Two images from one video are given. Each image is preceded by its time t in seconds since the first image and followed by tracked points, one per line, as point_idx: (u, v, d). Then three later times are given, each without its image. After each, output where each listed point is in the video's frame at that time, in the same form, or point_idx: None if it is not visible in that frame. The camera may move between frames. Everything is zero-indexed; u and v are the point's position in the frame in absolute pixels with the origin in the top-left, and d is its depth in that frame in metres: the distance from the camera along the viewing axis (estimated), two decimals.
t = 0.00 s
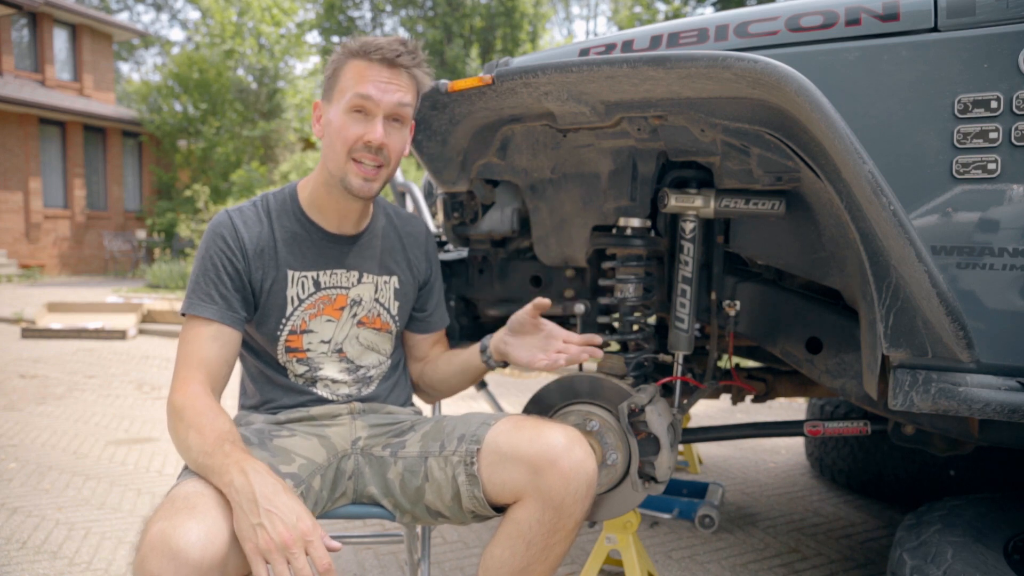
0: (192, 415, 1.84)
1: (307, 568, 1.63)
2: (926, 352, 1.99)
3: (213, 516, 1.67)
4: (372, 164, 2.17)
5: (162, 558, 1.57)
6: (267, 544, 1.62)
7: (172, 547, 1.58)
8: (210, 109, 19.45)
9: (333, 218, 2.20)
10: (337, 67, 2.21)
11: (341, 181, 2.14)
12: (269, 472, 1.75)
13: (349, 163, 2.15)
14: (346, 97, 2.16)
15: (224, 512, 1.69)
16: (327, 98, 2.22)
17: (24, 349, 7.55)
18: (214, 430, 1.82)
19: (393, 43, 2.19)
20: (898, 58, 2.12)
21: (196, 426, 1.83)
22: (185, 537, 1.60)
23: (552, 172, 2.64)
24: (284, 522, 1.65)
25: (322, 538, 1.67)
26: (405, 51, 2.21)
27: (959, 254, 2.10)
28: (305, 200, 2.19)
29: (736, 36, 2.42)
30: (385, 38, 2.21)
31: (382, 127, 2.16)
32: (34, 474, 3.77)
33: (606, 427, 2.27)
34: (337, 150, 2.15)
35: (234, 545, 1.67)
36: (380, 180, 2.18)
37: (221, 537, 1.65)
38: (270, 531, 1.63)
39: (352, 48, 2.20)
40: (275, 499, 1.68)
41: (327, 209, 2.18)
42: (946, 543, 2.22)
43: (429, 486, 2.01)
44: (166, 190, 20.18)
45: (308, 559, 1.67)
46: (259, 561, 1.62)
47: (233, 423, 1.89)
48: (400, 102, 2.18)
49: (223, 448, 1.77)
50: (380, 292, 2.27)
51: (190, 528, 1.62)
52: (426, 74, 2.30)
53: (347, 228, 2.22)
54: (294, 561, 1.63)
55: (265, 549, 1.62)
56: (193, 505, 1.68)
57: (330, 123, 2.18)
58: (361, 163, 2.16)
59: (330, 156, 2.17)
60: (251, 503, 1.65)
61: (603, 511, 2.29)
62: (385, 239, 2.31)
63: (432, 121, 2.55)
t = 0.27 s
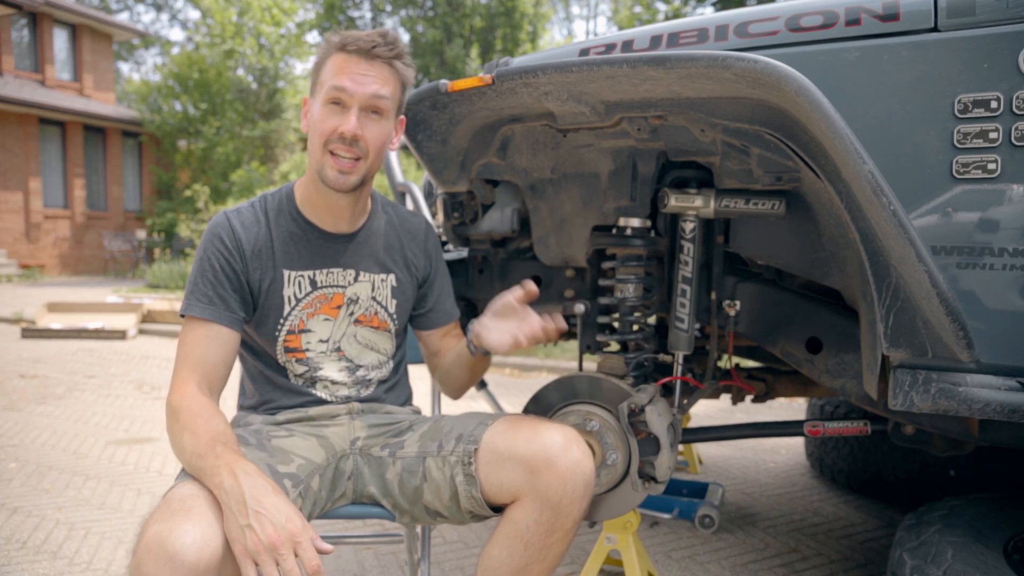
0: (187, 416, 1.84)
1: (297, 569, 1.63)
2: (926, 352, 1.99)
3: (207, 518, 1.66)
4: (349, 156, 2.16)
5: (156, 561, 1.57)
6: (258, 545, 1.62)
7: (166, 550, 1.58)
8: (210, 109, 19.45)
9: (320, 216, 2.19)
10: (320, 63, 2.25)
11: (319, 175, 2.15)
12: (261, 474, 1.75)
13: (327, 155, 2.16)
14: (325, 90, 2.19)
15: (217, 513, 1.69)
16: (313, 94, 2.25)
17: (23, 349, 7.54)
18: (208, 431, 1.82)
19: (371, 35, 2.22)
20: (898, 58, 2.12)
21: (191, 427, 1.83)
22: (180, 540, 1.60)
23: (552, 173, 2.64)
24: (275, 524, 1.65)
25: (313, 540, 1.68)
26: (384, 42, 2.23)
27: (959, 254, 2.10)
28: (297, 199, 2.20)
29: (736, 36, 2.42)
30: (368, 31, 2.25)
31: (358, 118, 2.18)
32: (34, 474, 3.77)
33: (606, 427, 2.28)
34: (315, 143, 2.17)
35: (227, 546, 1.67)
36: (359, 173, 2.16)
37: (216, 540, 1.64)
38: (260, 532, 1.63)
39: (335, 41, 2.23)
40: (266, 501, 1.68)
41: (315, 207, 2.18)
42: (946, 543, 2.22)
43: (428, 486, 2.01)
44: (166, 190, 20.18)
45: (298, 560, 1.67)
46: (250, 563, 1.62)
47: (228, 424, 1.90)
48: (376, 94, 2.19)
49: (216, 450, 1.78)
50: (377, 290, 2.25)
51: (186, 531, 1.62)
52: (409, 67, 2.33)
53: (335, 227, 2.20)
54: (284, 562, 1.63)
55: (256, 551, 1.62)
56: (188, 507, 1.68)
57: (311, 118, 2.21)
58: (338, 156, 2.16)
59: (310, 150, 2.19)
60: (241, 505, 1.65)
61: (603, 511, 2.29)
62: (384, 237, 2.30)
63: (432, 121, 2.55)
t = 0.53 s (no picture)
0: (186, 416, 1.85)
1: (296, 565, 1.63)
2: (926, 352, 1.99)
3: (206, 516, 1.66)
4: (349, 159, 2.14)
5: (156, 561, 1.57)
6: (257, 542, 1.62)
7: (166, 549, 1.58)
8: (210, 109, 19.45)
9: (319, 217, 2.18)
10: (314, 67, 2.23)
11: (320, 177, 2.14)
12: (260, 472, 1.75)
13: (327, 158, 2.14)
14: (322, 93, 2.17)
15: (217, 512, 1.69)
16: (310, 96, 2.23)
17: (23, 349, 7.55)
18: (207, 430, 1.82)
19: (367, 35, 2.20)
20: (898, 58, 2.12)
21: (189, 426, 1.83)
22: (179, 538, 1.60)
23: (552, 172, 2.64)
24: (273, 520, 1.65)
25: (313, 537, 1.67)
26: (380, 43, 2.22)
27: (959, 255, 2.10)
28: (296, 200, 2.19)
29: (736, 36, 2.42)
30: (363, 32, 2.23)
31: (358, 119, 2.16)
32: (34, 474, 3.77)
33: (606, 427, 2.28)
34: (315, 146, 2.15)
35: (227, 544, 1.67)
36: (360, 175, 2.15)
37: (215, 538, 1.64)
38: (258, 529, 1.62)
39: (330, 42, 2.21)
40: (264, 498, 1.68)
41: (314, 208, 2.17)
42: (946, 543, 2.22)
43: (428, 486, 2.01)
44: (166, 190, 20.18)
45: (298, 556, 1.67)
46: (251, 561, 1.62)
47: (227, 423, 1.90)
48: (374, 95, 2.17)
49: (214, 448, 1.78)
50: (374, 291, 2.23)
51: (186, 530, 1.61)
52: (406, 66, 2.31)
53: (333, 227, 2.20)
54: (284, 558, 1.62)
55: (255, 548, 1.62)
56: (187, 506, 1.68)
57: (309, 121, 2.19)
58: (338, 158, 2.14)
59: (310, 153, 2.17)
60: (239, 501, 1.65)
61: (603, 511, 2.29)
62: (382, 237, 2.29)
63: (432, 121, 2.55)
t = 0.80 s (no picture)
0: (181, 417, 1.84)
1: (289, 566, 1.63)
2: (926, 352, 1.99)
3: (199, 517, 1.66)
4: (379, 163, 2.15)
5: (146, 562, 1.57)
6: (250, 543, 1.62)
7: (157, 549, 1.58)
8: (210, 109, 19.44)
9: (332, 219, 2.17)
10: (340, 64, 2.19)
11: (348, 181, 2.12)
12: (255, 475, 1.75)
13: (357, 160, 2.13)
14: (353, 94, 2.15)
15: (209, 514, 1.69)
16: (329, 94, 2.19)
17: (23, 349, 7.54)
18: (202, 432, 1.82)
19: (400, 42, 2.20)
20: (898, 58, 2.12)
21: (184, 428, 1.82)
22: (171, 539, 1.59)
23: (552, 172, 2.64)
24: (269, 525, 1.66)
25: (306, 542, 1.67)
26: (414, 51, 2.22)
27: (959, 255, 2.10)
28: (304, 200, 2.18)
29: (736, 36, 2.42)
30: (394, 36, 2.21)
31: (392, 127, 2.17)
32: (34, 474, 3.77)
33: (606, 427, 2.28)
34: (344, 148, 2.13)
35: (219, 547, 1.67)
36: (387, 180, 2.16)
37: (208, 539, 1.64)
38: (251, 530, 1.63)
39: (360, 44, 2.19)
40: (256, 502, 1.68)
41: (326, 209, 2.17)
42: (946, 543, 2.22)
43: (427, 486, 2.01)
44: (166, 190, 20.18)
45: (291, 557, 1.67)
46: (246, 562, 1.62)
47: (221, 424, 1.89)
48: (407, 104, 2.19)
49: (209, 450, 1.77)
50: (374, 294, 2.23)
51: (178, 532, 1.61)
52: (429, 75, 2.32)
53: (342, 229, 2.19)
54: (277, 558, 1.63)
55: (248, 548, 1.62)
56: (180, 507, 1.67)
57: (333, 120, 2.16)
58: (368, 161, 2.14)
59: (335, 154, 2.14)
60: (232, 504, 1.65)
61: (603, 511, 2.30)
62: (384, 240, 2.27)
63: (432, 121, 2.54)
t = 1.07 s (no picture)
0: (182, 414, 1.85)
1: (282, 554, 1.61)
2: (926, 352, 1.99)
3: (194, 515, 1.65)
4: (372, 169, 2.13)
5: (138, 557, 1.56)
6: (243, 532, 1.61)
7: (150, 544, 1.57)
8: (210, 109, 19.44)
9: (329, 224, 2.16)
10: (343, 68, 2.20)
11: (339, 186, 2.11)
12: (254, 474, 1.75)
13: (350, 166, 2.12)
14: (350, 99, 2.15)
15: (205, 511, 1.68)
16: (332, 99, 2.20)
17: (23, 349, 7.54)
18: (203, 430, 1.83)
19: (402, 46, 2.17)
20: (898, 58, 2.12)
21: (186, 426, 1.83)
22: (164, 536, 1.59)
23: (552, 172, 2.64)
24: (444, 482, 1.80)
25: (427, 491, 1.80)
26: (415, 54, 2.19)
27: (959, 255, 2.10)
28: (307, 202, 2.18)
29: (736, 36, 2.42)
30: (397, 40, 2.19)
31: (385, 131, 2.14)
32: (34, 474, 3.77)
33: (606, 427, 2.28)
34: (337, 152, 2.13)
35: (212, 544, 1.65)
36: (380, 187, 2.14)
37: (202, 535, 1.63)
38: (245, 520, 1.62)
39: (361, 47, 2.18)
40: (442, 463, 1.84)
41: (324, 214, 2.15)
42: (946, 543, 2.22)
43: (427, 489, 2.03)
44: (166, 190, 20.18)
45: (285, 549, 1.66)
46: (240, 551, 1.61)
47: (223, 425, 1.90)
48: (404, 109, 2.16)
49: (209, 449, 1.78)
50: (376, 302, 2.21)
51: (172, 529, 1.60)
52: (435, 80, 2.27)
53: (341, 235, 2.18)
54: (270, 545, 1.61)
55: (241, 539, 1.61)
56: (175, 504, 1.67)
57: (331, 124, 2.17)
58: (360, 167, 2.13)
59: (330, 159, 2.15)
60: (229, 498, 1.65)
61: (603, 511, 2.30)
62: (387, 247, 2.23)
63: (432, 121, 2.54)
